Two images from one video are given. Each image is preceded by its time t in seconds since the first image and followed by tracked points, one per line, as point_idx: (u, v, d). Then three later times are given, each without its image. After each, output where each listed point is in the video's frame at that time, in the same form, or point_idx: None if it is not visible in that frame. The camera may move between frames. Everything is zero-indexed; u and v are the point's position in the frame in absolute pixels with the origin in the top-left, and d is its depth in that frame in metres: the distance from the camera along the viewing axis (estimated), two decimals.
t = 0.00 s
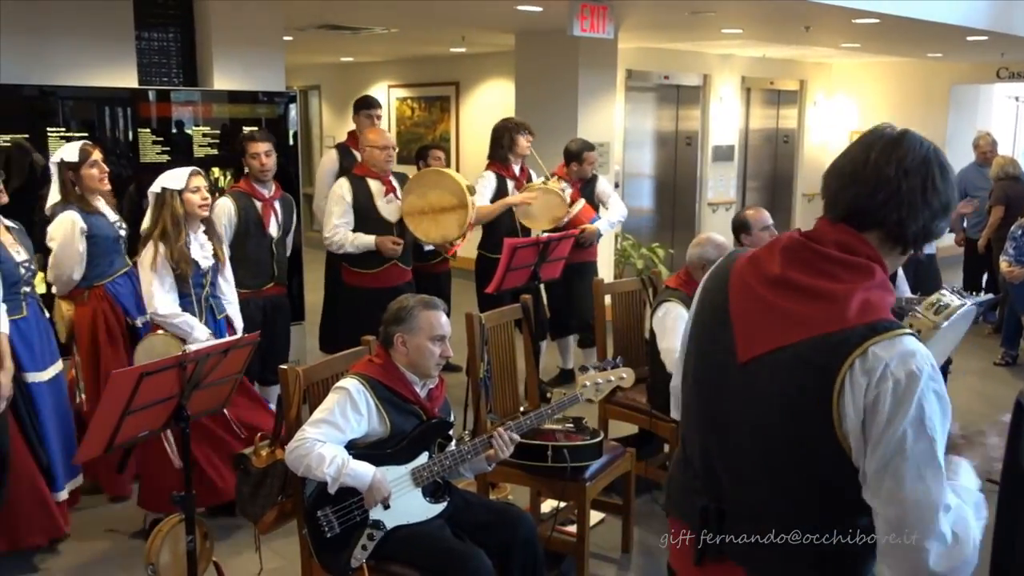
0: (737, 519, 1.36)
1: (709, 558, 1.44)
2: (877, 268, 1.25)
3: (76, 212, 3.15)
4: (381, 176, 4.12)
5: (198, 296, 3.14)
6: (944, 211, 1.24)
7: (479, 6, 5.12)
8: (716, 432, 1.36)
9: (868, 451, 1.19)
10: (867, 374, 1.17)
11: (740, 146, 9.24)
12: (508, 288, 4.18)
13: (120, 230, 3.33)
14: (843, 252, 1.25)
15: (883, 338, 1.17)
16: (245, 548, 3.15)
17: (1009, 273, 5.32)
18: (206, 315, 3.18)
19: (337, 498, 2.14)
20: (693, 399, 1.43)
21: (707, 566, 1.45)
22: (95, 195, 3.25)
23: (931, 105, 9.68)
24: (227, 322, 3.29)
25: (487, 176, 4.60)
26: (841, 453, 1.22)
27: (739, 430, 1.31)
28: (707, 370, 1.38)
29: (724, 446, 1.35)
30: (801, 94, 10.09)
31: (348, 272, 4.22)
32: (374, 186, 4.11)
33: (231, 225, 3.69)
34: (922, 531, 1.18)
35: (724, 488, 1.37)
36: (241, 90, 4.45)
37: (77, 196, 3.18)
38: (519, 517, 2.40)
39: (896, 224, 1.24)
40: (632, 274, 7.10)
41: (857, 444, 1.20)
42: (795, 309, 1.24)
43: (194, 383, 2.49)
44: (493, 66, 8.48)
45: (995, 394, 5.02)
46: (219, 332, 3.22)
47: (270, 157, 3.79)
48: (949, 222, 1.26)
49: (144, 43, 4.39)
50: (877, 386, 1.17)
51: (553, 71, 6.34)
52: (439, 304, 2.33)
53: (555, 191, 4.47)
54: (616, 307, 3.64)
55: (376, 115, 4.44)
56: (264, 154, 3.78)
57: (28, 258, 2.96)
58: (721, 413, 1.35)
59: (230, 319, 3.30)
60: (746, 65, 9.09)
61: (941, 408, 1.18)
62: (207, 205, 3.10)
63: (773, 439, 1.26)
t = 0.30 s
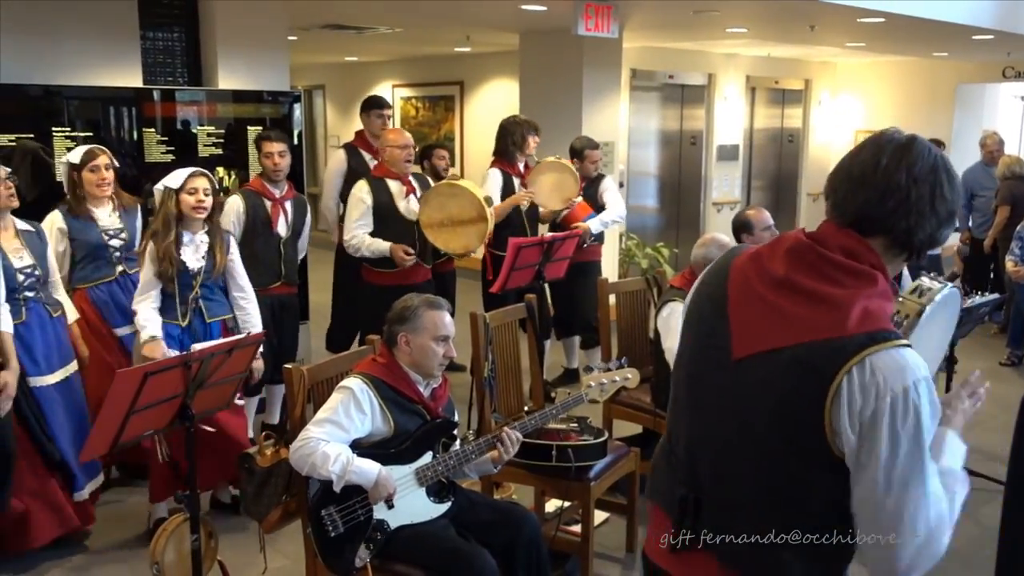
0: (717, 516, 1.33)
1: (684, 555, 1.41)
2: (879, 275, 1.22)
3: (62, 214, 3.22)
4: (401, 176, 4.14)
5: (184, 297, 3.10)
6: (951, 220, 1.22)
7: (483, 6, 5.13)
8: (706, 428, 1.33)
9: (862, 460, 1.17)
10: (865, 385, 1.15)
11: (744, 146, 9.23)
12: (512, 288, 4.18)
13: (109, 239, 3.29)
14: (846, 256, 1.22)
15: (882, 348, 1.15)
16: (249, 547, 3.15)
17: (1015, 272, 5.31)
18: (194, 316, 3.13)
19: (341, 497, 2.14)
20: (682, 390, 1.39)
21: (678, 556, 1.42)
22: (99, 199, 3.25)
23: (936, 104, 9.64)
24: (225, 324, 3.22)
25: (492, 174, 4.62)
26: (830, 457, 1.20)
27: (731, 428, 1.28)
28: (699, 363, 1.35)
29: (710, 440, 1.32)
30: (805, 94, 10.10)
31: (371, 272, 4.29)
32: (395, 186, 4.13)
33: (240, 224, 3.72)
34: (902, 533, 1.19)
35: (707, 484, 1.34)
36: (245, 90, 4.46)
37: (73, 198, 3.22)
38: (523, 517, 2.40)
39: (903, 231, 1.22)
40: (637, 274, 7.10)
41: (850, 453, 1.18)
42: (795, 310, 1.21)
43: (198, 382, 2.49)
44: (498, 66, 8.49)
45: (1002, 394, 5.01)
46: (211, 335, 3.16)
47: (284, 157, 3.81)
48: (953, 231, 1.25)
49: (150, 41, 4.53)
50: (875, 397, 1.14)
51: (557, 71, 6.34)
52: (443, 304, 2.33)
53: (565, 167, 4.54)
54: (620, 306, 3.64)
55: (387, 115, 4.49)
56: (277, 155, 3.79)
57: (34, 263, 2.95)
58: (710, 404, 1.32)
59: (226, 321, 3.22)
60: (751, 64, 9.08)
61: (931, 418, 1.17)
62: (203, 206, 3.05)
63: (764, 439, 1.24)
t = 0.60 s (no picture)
0: (636, 498, 1.34)
1: (603, 542, 1.41)
2: (786, 268, 1.23)
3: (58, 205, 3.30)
4: (422, 176, 4.17)
5: (165, 298, 3.10)
6: (861, 220, 1.21)
7: (489, 6, 5.13)
8: (625, 412, 1.34)
9: (756, 438, 1.18)
10: (756, 362, 1.16)
11: (752, 145, 9.22)
12: (519, 288, 4.18)
13: (91, 235, 3.31)
14: (753, 247, 1.23)
15: (775, 328, 1.16)
16: (257, 547, 3.15)
17: None
18: (173, 319, 3.11)
19: (349, 496, 2.14)
20: (609, 375, 1.41)
21: (603, 542, 1.41)
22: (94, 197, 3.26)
23: (944, 103, 9.60)
24: (207, 330, 3.18)
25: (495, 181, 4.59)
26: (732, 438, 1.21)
27: (645, 411, 1.29)
28: (623, 347, 1.36)
29: (630, 425, 1.33)
30: (812, 93, 10.10)
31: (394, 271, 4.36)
32: (417, 186, 4.16)
33: (246, 222, 3.75)
34: (810, 516, 1.16)
35: (625, 467, 1.35)
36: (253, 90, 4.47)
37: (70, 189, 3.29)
38: (531, 517, 2.40)
39: (810, 228, 1.22)
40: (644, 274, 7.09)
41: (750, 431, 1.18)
42: (703, 298, 1.23)
43: (206, 381, 2.49)
44: (505, 66, 8.48)
45: (1010, 395, 4.99)
46: (190, 340, 3.13)
47: (292, 156, 3.82)
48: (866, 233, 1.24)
49: (157, 42, 4.56)
50: (765, 374, 1.15)
51: (564, 70, 6.33)
52: (450, 302, 2.34)
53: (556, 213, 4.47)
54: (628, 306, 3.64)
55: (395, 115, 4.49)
56: (286, 154, 3.81)
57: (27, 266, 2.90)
58: (629, 390, 1.33)
59: (210, 327, 3.18)
60: (758, 63, 9.07)
61: (834, 399, 1.16)
62: (186, 208, 3.04)
63: (673, 419, 1.25)
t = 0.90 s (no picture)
0: (590, 490, 1.36)
1: (565, 533, 1.43)
2: (723, 255, 1.25)
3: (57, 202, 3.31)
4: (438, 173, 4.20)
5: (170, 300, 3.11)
6: (791, 201, 1.24)
7: (500, 6, 5.13)
8: (581, 407, 1.37)
9: (688, 418, 1.20)
10: (691, 343, 1.18)
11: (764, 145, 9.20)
12: (530, 287, 4.18)
13: (89, 235, 3.32)
14: (688, 237, 1.27)
15: (710, 312, 1.18)
16: (267, 545, 3.17)
17: None
18: (180, 319, 3.13)
19: (360, 495, 2.15)
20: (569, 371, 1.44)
21: (559, 532, 1.44)
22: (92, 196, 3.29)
23: (957, 103, 9.54)
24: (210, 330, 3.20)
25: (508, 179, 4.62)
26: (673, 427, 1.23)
27: (595, 405, 1.32)
28: (575, 340, 1.40)
29: (582, 418, 1.36)
30: (824, 93, 10.09)
31: (412, 270, 4.38)
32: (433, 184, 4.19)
33: (255, 223, 3.75)
34: (734, 500, 1.18)
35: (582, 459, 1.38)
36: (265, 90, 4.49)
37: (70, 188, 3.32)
38: (541, 516, 2.41)
39: (738, 213, 1.25)
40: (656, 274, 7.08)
41: (682, 412, 1.20)
42: (643, 288, 1.26)
43: (218, 380, 2.50)
44: (517, 66, 8.48)
45: None
46: (194, 341, 3.15)
47: (300, 156, 3.82)
48: (801, 212, 1.26)
49: (171, 42, 4.58)
50: (699, 355, 1.18)
51: (576, 70, 6.33)
52: (463, 303, 2.35)
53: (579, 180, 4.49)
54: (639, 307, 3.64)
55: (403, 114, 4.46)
56: (295, 154, 3.81)
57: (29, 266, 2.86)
58: (581, 383, 1.36)
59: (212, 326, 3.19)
60: (770, 63, 9.05)
61: (762, 384, 1.19)
62: (185, 211, 3.06)
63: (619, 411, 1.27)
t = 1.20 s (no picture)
0: (585, 489, 1.37)
1: (556, 533, 1.45)
2: (710, 252, 1.25)
3: (77, 209, 3.23)
4: (461, 183, 4.25)
5: (205, 296, 3.17)
6: (773, 196, 1.24)
7: (513, 6, 5.13)
8: (573, 408, 1.38)
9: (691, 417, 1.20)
10: (686, 342, 1.19)
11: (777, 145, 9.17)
12: (542, 287, 4.18)
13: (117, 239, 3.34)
14: (673, 236, 1.27)
15: (702, 310, 1.19)
16: (279, 543, 3.18)
17: None
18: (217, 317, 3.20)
19: (372, 494, 2.16)
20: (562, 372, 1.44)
21: (554, 532, 1.45)
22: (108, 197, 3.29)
23: (972, 103, 9.47)
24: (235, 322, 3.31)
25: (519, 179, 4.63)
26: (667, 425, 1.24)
27: (587, 405, 1.33)
28: (570, 345, 1.40)
29: (577, 420, 1.36)
30: (839, 93, 10.04)
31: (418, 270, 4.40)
32: (454, 194, 4.24)
33: (264, 225, 3.74)
34: (757, 489, 1.19)
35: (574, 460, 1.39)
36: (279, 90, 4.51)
37: (86, 195, 3.24)
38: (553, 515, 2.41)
39: (721, 209, 1.25)
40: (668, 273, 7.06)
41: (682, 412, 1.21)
42: (633, 288, 1.27)
43: (232, 377, 2.51)
44: (530, 66, 8.48)
45: None
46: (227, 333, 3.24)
47: (309, 157, 3.85)
48: (784, 210, 1.25)
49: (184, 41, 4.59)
50: (695, 353, 1.18)
51: (589, 70, 6.32)
52: (474, 302, 2.35)
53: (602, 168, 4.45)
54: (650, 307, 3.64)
55: (418, 114, 4.47)
56: (303, 155, 3.83)
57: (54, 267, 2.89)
58: (576, 384, 1.37)
59: (239, 322, 3.31)
60: (784, 63, 9.02)
61: (763, 371, 1.20)
62: (203, 205, 3.08)
63: (612, 412, 1.27)
